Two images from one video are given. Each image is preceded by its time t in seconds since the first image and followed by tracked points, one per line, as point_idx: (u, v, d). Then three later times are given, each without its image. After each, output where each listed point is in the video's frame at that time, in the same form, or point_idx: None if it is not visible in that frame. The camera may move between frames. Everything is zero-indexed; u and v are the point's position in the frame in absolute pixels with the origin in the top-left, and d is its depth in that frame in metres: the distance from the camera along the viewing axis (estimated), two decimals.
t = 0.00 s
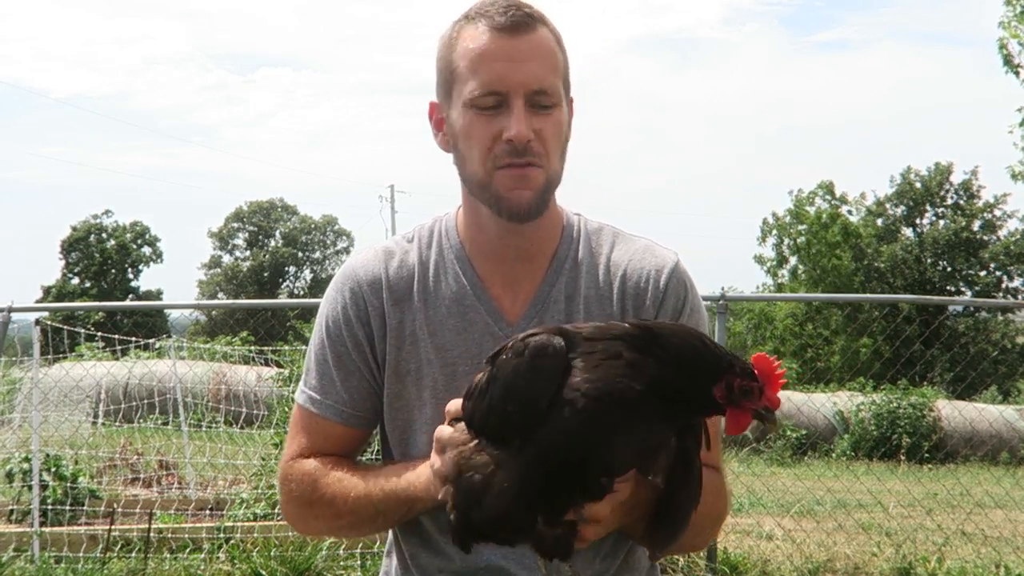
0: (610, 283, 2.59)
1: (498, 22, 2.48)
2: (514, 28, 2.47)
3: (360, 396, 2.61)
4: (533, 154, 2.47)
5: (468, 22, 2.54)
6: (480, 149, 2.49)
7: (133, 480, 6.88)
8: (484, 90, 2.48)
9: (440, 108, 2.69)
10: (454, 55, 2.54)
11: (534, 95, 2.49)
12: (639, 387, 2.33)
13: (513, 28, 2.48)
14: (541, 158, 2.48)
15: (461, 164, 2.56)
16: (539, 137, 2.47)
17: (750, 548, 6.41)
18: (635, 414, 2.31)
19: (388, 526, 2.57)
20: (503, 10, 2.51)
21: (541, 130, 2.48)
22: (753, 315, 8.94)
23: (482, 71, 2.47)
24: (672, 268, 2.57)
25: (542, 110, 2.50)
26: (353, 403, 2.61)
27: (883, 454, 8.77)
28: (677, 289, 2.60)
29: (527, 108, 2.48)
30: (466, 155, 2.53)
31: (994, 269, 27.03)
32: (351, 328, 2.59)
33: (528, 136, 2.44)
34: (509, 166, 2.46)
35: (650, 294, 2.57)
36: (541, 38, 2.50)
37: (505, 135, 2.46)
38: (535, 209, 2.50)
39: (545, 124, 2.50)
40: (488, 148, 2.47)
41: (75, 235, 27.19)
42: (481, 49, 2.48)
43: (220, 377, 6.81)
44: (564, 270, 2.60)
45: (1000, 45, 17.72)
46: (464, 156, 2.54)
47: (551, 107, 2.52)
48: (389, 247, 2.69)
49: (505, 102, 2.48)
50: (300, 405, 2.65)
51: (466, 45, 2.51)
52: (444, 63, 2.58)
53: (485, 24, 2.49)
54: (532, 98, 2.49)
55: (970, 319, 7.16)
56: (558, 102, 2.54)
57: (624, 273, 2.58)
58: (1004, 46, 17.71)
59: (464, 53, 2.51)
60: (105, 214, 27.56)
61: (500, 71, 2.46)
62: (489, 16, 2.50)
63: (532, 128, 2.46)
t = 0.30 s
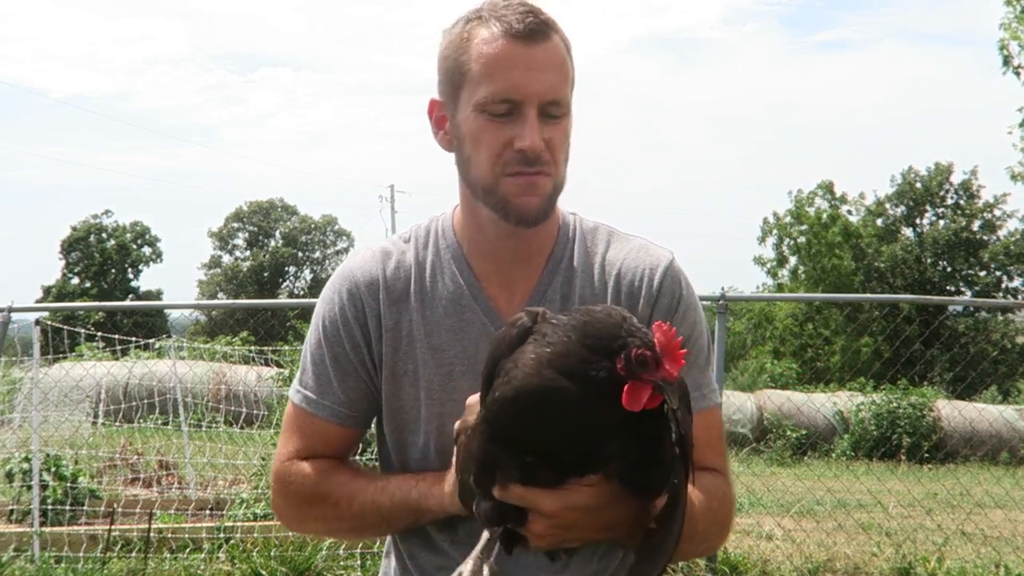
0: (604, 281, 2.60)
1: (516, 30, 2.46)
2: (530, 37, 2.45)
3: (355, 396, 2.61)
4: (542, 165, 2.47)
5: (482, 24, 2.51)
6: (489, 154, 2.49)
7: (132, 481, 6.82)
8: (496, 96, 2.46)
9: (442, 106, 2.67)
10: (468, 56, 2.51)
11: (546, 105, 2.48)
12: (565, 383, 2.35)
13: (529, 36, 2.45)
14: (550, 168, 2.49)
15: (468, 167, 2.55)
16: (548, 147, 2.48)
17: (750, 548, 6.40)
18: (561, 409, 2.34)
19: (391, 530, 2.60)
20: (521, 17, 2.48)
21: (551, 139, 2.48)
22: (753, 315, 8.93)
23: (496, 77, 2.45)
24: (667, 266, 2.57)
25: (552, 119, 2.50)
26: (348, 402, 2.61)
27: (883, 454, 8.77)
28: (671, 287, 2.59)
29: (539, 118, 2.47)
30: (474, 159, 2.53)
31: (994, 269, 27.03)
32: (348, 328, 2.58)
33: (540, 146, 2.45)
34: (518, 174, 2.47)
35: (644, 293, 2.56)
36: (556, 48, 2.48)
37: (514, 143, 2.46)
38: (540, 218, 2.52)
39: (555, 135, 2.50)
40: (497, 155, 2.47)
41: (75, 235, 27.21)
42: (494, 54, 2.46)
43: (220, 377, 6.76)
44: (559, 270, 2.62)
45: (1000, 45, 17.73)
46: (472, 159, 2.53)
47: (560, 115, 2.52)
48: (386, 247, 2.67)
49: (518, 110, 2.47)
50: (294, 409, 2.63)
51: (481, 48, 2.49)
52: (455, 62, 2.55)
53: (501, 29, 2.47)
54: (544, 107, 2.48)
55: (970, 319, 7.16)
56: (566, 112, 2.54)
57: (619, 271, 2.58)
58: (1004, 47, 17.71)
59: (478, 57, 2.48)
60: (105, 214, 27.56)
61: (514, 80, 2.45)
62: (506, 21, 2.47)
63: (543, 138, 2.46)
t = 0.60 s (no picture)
0: (594, 274, 2.55)
1: (478, 35, 2.35)
2: (496, 41, 2.35)
3: (345, 407, 2.58)
4: (514, 172, 2.40)
5: (449, 30, 2.42)
6: (462, 164, 2.42)
7: (132, 480, 6.91)
8: (466, 106, 2.39)
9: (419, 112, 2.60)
10: (435, 66, 2.43)
11: (516, 111, 2.40)
12: (550, 387, 2.35)
13: (495, 40, 2.36)
14: (523, 175, 2.42)
15: (443, 175, 2.50)
16: (520, 154, 2.40)
17: (751, 548, 6.40)
18: (550, 413, 2.33)
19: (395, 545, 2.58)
20: (486, 19, 2.38)
21: (522, 147, 2.41)
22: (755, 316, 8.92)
23: (465, 87, 2.38)
24: (656, 257, 2.54)
25: (524, 124, 2.42)
26: (338, 415, 2.58)
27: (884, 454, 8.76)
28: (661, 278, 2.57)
29: (510, 124, 2.40)
30: (447, 167, 2.46)
31: (995, 269, 27.06)
32: (335, 342, 2.51)
33: (509, 156, 2.37)
34: (490, 182, 2.40)
35: (632, 286, 2.51)
36: (524, 49, 2.38)
37: (485, 152, 2.39)
38: (516, 224, 2.45)
39: (526, 139, 2.42)
40: (469, 163, 2.41)
41: (75, 234, 27.23)
42: (462, 63, 2.38)
43: (220, 377, 6.87)
44: (546, 268, 2.52)
45: (1002, 46, 17.72)
46: (446, 168, 2.47)
47: (532, 120, 2.44)
48: (371, 258, 2.61)
49: (488, 120, 2.40)
50: (294, 439, 2.66)
51: (446, 57, 2.40)
52: (425, 73, 2.47)
53: (465, 36, 2.37)
54: (515, 115, 2.40)
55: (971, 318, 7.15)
56: (540, 113, 2.45)
57: (608, 264, 2.54)
58: (1006, 47, 17.70)
59: (445, 66, 2.40)
60: (105, 214, 27.58)
61: (482, 88, 2.36)
62: (470, 27, 2.38)
63: (514, 144, 2.39)
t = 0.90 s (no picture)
0: (596, 273, 2.56)
1: (494, 10, 2.46)
2: (512, 17, 2.45)
3: (347, 408, 2.56)
4: (512, 140, 2.40)
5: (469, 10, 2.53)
6: (461, 129, 2.44)
7: (132, 481, 6.97)
8: (472, 72, 2.44)
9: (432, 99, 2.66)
10: (451, 43, 2.52)
11: (522, 83, 2.44)
12: (549, 385, 2.35)
13: (510, 17, 2.46)
14: (520, 145, 2.42)
15: (443, 147, 2.51)
16: (520, 124, 2.41)
17: (751, 548, 6.40)
18: (550, 411, 2.32)
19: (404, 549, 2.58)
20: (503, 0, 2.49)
21: (523, 118, 2.42)
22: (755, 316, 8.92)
23: (474, 54, 2.44)
24: (658, 260, 2.60)
25: (528, 100, 2.45)
26: (341, 416, 2.56)
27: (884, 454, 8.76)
28: (661, 280, 2.61)
29: (514, 95, 2.43)
30: (448, 136, 2.48)
31: (995, 269, 27.06)
32: (337, 341, 2.51)
33: (507, 119, 2.38)
34: (487, 146, 2.40)
35: (634, 286, 2.57)
36: (536, 29, 2.48)
37: (486, 117, 2.41)
38: (511, 194, 2.42)
39: (529, 113, 2.44)
40: (468, 128, 2.42)
41: (75, 234, 27.25)
42: (477, 34, 2.46)
43: (220, 377, 6.89)
44: (548, 268, 2.52)
45: (1000, 48, 17.73)
46: (446, 138, 2.49)
47: (538, 99, 2.47)
48: (371, 257, 2.60)
49: (492, 87, 2.44)
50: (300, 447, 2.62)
51: (462, 32, 2.49)
52: (440, 51, 2.56)
53: (482, 11, 2.48)
54: (520, 88, 2.44)
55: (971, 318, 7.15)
56: (547, 96, 2.49)
57: (611, 263, 2.57)
58: (1004, 48, 17.71)
59: (459, 40, 2.49)
60: (106, 214, 27.62)
61: (490, 56, 2.42)
62: (487, 5, 2.48)
63: (516, 114, 2.41)
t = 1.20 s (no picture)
0: (598, 274, 2.56)
1: (493, 11, 2.46)
2: (511, 17, 2.45)
3: (350, 408, 2.56)
4: (514, 141, 2.40)
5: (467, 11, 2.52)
6: (462, 130, 2.43)
7: (132, 481, 6.97)
8: (473, 74, 2.44)
9: (433, 100, 2.65)
10: (450, 45, 2.52)
11: (523, 83, 2.44)
12: (550, 386, 2.34)
13: (509, 17, 2.45)
14: (523, 146, 2.42)
15: (445, 148, 2.51)
16: (522, 124, 2.41)
17: (751, 548, 6.40)
18: (551, 412, 2.32)
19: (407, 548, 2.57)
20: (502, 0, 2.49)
21: (526, 118, 2.42)
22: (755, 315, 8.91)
23: (474, 55, 2.44)
24: (661, 261, 2.60)
25: (529, 100, 2.45)
26: (344, 415, 2.56)
27: (884, 454, 8.77)
28: (663, 283, 2.61)
29: (515, 96, 2.43)
30: (449, 138, 2.48)
31: (994, 269, 27.06)
32: (340, 340, 2.51)
33: (510, 120, 2.38)
34: (490, 148, 2.40)
35: (637, 288, 2.58)
36: (535, 28, 2.47)
37: (488, 119, 2.40)
38: (514, 194, 2.42)
39: (531, 113, 2.44)
40: (470, 130, 2.42)
41: (75, 234, 27.25)
42: (477, 35, 2.46)
43: (220, 377, 6.88)
44: (551, 269, 2.52)
45: (996, 49, 17.73)
46: (447, 140, 2.48)
47: (539, 98, 2.47)
48: (374, 255, 2.60)
49: (493, 88, 2.43)
50: (302, 447, 2.62)
51: (461, 34, 2.49)
52: (440, 53, 2.56)
53: (481, 12, 2.47)
54: (521, 88, 2.44)
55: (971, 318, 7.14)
56: (548, 95, 2.49)
57: (613, 265, 2.57)
58: (1000, 50, 17.70)
59: (459, 42, 2.49)
60: (105, 214, 27.62)
61: (490, 57, 2.42)
62: (486, 6, 2.48)
63: (517, 114, 2.41)
